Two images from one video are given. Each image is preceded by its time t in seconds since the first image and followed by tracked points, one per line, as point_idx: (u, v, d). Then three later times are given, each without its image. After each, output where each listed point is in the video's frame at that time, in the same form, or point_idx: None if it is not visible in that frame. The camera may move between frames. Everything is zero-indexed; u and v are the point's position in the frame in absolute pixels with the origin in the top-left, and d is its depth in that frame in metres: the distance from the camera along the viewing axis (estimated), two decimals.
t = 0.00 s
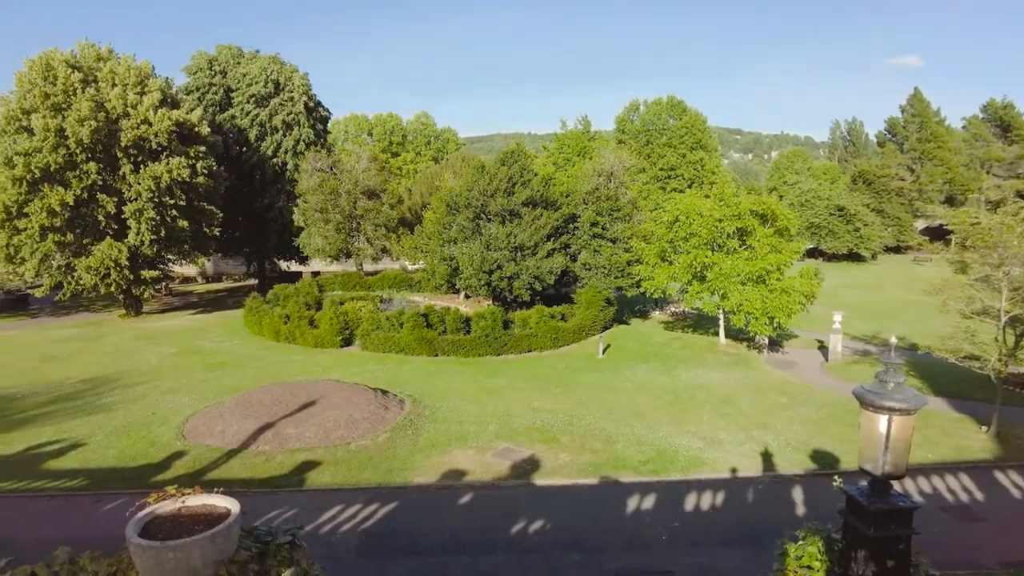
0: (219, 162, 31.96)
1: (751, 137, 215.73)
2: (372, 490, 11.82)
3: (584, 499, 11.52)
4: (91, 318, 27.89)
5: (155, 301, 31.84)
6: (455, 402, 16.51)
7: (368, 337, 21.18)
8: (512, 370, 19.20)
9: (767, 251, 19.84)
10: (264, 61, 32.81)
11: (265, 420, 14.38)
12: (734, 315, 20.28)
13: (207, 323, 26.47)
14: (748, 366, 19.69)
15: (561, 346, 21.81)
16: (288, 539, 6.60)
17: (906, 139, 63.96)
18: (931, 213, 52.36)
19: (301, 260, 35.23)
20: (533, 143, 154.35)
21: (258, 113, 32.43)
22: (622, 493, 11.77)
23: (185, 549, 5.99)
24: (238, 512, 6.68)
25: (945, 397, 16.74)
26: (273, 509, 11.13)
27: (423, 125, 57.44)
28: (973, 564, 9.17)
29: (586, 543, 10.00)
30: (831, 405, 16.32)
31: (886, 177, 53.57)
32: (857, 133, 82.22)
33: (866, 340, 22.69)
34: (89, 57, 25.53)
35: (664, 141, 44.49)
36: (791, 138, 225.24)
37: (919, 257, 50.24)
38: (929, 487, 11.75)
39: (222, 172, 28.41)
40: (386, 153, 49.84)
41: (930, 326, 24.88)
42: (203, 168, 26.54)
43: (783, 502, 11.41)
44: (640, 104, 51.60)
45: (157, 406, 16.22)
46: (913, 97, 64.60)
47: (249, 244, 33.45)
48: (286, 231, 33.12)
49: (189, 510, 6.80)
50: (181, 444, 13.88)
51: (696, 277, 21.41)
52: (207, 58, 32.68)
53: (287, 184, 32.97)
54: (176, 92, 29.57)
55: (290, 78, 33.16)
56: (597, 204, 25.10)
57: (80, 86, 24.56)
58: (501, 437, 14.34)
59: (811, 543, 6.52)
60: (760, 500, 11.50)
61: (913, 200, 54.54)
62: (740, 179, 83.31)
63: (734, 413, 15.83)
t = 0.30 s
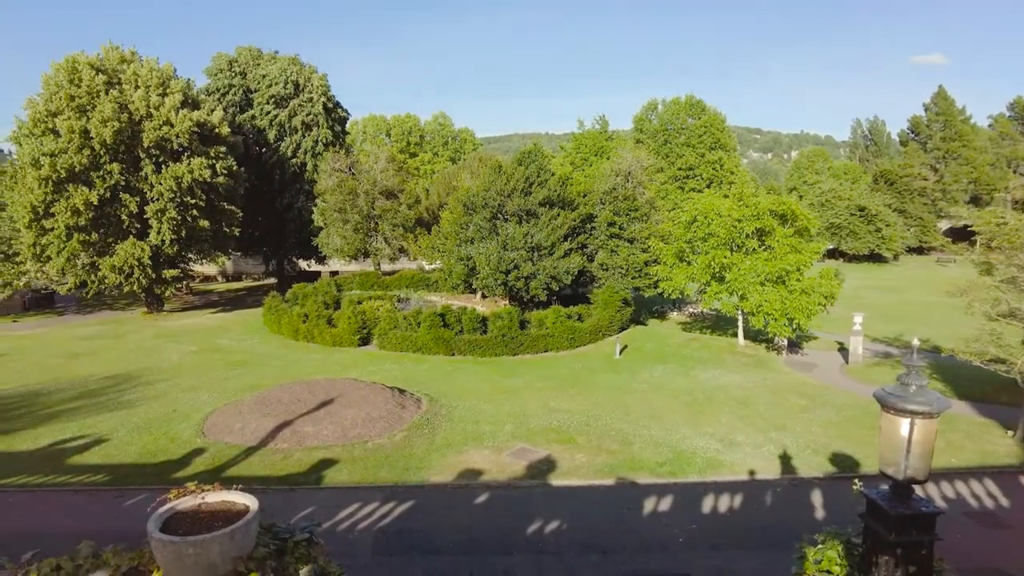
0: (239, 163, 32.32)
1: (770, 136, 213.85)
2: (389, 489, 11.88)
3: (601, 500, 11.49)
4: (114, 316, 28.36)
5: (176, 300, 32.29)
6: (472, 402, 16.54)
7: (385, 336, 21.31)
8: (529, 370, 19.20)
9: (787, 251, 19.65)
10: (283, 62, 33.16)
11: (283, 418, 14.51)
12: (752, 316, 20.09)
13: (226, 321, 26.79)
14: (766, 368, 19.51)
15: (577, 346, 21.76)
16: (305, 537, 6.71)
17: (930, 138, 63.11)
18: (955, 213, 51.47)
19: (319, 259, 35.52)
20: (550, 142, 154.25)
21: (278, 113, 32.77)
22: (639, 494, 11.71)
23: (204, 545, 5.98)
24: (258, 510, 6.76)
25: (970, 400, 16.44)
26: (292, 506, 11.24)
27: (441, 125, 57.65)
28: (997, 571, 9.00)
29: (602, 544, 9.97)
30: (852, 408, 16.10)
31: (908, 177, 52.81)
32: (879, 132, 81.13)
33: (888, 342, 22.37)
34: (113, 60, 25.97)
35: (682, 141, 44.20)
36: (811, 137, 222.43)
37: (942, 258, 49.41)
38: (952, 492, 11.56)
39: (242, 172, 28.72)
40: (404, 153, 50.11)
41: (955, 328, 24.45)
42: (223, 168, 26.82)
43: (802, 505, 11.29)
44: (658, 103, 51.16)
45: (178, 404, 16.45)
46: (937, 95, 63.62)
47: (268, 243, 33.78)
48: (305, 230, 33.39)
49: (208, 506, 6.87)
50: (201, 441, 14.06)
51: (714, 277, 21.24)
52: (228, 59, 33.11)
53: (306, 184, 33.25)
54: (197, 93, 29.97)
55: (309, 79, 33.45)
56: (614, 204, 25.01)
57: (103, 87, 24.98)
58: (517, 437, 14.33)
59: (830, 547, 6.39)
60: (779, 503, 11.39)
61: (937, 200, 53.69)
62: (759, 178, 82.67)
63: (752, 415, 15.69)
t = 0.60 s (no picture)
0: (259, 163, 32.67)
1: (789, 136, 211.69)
2: (405, 488, 11.93)
3: (617, 501, 11.44)
4: (136, 315, 28.79)
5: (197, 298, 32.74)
6: (488, 402, 16.56)
7: (403, 335, 21.43)
8: (545, 370, 19.18)
9: (807, 252, 19.44)
10: (302, 63, 33.47)
11: (301, 416, 14.64)
12: (771, 318, 19.88)
13: (245, 320, 27.08)
14: (786, 370, 19.30)
15: (594, 347, 21.70)
16: (322, 534, 6.76)
17: (954, 137, 62.11)
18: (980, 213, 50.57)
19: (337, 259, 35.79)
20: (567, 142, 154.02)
21: (297, 114, 33.09)
22: (655, 496, 11.65)
23: (223, 541, 6.05)
24: (275, 507, 6.80)
25: (995, 404, 16.14)
26: (309, 504, 11.33)
27: (458, 125, 57.77)
28: None
29: (618, 546, 9.93)
30: (873, 411, 15.89)
31: (931, 176, 52.03)
32: (902, 131, 80.02)
33: (910, 344, 22.06)
34: (137, 62, 26.39)
35: (701, 140, 43.90)
36: (831, 136, 219.56)
37: (967, 259, 48.54)
38: (976, 498, 11.35)
39: (262, 173, 29.02)
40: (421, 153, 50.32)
41: (980, 331, 24.02)
42: (244, 168, 27.08)
43: (821, 509, 11.15)
44: (677, 101, 50.66)
45: (198, 401, 16.65)
46: (962, 94, 62.62)
47: (286, 243, 34.09)
48: (323, 230, 33.65)
49: (227, 503, 6.92)
50: (220, 438, 14.21)
51: (733, 278, 21.07)
52: (248, 61, 33.52)
53: (324, 184, 33.49)
54: (218, 94, 30.33)
55: (328, 80, 33.72)
56: (632, 204, 24.92)
57: (127, 89, 25.37)
58: (533, 438, 14.32)
59: (850, 552, 6.24)
60: (797, 506, 11.26)
61: (961, 200, 52.81)
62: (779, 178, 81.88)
63: (771, 418, 15.54)
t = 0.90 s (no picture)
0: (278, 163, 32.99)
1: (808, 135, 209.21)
2: (421, 487, 11.98)
3: (633, 503, 11.39)
4: (157, 313, 29.21)
5: (217, 298, 33.17)
6: (505, 402, 16.59)
7: (420, 335, 21.53)
8: (562, 371, 19.16)
9: (827, 253, 19.23)
10: (322, 64, 33.76)
11: (319, 415, 14.75)
12: (791, 319, 19.67)
13: (264, 319, 27.37)
14: (805, 372, 19.10)
15: (610, 348, 21.63)
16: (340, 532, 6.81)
17: (980, 136, 61.00)
18: (1007, 214, 49.60)
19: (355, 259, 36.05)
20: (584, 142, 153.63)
21: (316, 115, 33.39)
22: (672, 498, 11.57)
23: (242, 538, 5.98)
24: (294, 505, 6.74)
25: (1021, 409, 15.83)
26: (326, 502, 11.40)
27: (476, 126, 57.88)
28: None
29: (634, 548, 9.88)
30: (894, 414, 15.66)
31: (956, 176, 51.16)
32: (925, 130, 78.79)
33: (933, 347, 21.72)
34: (159, 64, 26.81)
35: (720, 140, 43.57)
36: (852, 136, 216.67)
37: (992, 260, 47.68)
38: (1001, 504, 11.13)
39: (281, 173, 29.30)
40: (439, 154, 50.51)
41: (1005, 334, 23.57)
42: (263, 169, 27.37)
43: (841, 513, 11.00)
44: (695, 101, 50.27)
45: (218, 399, 16.86)
46: (988, 92, 61.50)
47: (305, 242, 34.38)
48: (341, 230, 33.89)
49: (246, 500, 6.85)
50: (240, 435, 14.37)
51: (752, 279, 20.88)
52: (268, 62, 33.90)
53: (342, 185, 33.74)
54: (239, 96, 30.69)
55: (347, 81, 33.97)
56: (650, 204, 24.83)
57: (149, 90, 25.77)
58: (549, 438, 14.31)
59: (871, 557, 6.15)
60: (816, 510, 11.12)
61: (987, 201, 51.86)
62: (799, 179, 81.00)
63: (790, 420, 15.38)
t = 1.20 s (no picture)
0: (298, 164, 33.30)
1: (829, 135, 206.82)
2: (438, 486, 12.02)
3: (650, 505, 11.33)
4: (178, 312, 29.63)
5: (237, 297, 33.57)
6: (521, 402, 16.59)
7: (437, 335, 21.61)
8: (579, 371, 19.12)
9: (848, 254, 19.00)
10: (340, 66, 34.03)
11: (337, 413, 14.86)
12: (811, 321, 19.44)
13: (283, 318, 27.64)
14: (825, 374, 18.87)
15: (628, 349, 21.53)
16: (356, 530, 6.82)
17: (1007, 135, 59.78)
18: None
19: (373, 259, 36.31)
20: (602, 142, 153.39)
21: (334, 116, 33.66)
22: (689, 500, 11.50)
23: (260, 534, 6.00)
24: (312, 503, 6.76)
25: None
26: (343, 500, 11.48)
27: (493, 126, 57.89)
28: None
29: (650, 550, 9.83)
30: (917, 417, 15.43)
31: (981, 176, 50.23)
32: (949, 129, 77.42)
33: (957, 350, 21.36)
34: (181, 66, 27.22)
35: (739, 140, 43.17)
36: (874, 135, 213.56)
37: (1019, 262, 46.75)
38: None
39: (300, 173, 29.57)
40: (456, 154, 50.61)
41: None
42: (283, 169, 27.65)
43: (861, 517, 10.85)
44: (714, 101, 49.83)
45: (237, 397, 17.05)
46: (1015, 90, 60.30)
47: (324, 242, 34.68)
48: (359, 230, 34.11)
49: (264, 497, 6.88)
50: (259, 433, 14.53)
51: (771, 280, 20.67)
52: (287, 63, 34.27)
53: (361, 185, 33.96)
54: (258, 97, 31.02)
55: (365, 82, 34.19)
56: (668, 204, 24.73)
57: (171, 92, 26.16)
58: (566, 439, 14.29)
59: (893, 563, 6.07)
60: (836, 514, 10.99)
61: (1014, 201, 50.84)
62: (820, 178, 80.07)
63: (809, 423, 15.21)
